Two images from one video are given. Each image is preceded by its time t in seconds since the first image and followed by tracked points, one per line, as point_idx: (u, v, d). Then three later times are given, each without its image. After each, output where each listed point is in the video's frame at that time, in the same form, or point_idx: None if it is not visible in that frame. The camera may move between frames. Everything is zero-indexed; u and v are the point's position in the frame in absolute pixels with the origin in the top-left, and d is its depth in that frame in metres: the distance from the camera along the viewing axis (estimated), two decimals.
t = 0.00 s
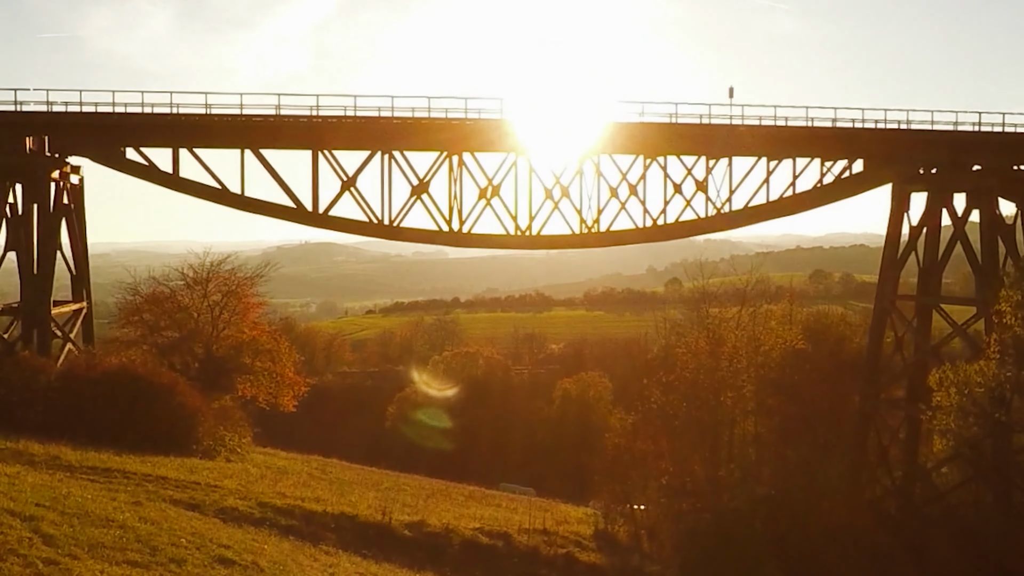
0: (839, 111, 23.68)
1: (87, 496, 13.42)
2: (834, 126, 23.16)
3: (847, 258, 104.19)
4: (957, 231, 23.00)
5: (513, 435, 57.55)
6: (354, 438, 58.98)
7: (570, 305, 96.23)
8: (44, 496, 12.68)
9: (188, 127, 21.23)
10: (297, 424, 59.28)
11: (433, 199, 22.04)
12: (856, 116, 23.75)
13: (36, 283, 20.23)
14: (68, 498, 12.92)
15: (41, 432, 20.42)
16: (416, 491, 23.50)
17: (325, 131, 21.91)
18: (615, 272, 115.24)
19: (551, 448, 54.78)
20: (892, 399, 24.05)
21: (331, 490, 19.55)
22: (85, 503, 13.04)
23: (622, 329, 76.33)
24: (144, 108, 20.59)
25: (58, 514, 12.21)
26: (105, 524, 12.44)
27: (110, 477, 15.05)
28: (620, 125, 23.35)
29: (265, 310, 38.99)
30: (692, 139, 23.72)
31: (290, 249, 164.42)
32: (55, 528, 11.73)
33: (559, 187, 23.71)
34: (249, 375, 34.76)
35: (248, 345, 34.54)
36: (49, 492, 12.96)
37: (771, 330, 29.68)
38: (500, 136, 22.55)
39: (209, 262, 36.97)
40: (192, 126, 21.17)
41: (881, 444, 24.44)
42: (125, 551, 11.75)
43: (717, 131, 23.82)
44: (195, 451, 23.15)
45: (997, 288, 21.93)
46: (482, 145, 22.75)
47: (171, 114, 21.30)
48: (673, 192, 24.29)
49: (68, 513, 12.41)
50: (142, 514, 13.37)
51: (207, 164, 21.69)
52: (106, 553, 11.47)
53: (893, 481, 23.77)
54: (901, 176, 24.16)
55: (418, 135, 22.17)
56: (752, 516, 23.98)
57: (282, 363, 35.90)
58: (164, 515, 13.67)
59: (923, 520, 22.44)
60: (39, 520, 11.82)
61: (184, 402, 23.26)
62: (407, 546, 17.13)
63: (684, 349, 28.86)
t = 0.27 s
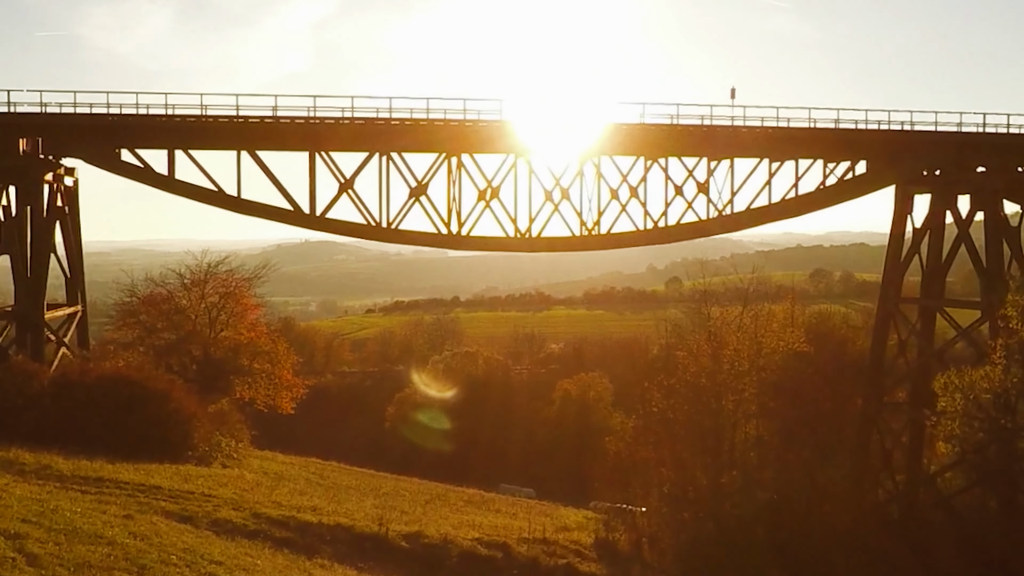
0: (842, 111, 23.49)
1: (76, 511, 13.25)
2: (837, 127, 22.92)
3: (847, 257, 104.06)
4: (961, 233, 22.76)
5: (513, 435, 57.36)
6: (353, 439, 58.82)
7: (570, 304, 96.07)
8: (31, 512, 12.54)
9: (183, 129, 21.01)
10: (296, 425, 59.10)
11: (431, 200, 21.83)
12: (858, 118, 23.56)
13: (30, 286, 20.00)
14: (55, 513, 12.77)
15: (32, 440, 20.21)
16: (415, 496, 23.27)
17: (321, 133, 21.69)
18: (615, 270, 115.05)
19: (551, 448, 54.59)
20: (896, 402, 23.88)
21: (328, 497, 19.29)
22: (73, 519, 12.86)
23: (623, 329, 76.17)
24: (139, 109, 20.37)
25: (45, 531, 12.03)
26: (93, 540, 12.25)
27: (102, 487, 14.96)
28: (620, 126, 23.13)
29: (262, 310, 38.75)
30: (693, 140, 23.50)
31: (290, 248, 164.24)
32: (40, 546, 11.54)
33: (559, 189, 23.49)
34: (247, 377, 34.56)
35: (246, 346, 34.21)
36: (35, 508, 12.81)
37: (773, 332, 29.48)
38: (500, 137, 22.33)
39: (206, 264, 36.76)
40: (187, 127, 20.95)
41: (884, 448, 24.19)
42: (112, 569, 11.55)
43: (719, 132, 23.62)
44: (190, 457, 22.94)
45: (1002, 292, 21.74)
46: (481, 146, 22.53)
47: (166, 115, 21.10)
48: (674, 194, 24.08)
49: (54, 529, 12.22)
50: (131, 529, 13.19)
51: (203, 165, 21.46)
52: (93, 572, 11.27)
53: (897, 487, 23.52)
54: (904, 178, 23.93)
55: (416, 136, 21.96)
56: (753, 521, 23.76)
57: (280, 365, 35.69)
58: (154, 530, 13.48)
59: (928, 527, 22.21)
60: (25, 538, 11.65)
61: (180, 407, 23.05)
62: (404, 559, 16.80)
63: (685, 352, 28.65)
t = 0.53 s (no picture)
0: (846, 113, 23.26)
1: (65, 528, 13.14)
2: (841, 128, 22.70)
3: (848, 254, 103.89)
4: (966, 237, 22.50)
5: (513, 435, 57.15)
6: (353, 440, 58.67)
7: (571, 302, 95.87)
8: (18, 530, 12.45)
9: (179, 131, 20.79)
10: (295, 426, 58.96)
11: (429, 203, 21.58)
12: (861, 120, 23.35)
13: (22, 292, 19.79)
14: (43, 531, 12.67)
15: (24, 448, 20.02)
16: (414, 502, 23.05)
17: (318, 135, 21.45)
18: (616, 268, 114.89)
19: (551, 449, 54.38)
20: (899, 407, 23.66)
21: (326, 505, 19.03)
22: (61, 536, 12.75)
23: (623, 328, 76.05)
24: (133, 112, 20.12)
25: (30, 551, 11.90)
26: (79, 560, 12.06)
27: (93, 500, 14.92)
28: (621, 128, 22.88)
29: (261, 312, 38.49)
30: (693, 143, 23.29)
31: (290, 245, 164.04)
32: (24, 567, 11.39)
33: (559, 191, 23.24)
34: (245, 380, 34.32)
35: (244, 348, 33.98)
36: (23, 526, 12.70)
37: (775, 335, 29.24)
38: (499, 140, 22.08)
39: (204, 265, 36.48)
40: (183, 130, 20.72)
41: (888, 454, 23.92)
42: None
43: (720, 133, 23.38)
44: (185, 464, 22.69)
45: (1008, 296, 21.50)
46: (480, 148, 22.26)
47: (161, 117, 20.86)
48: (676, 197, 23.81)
49: (39, 549, 12.09)
50: (121, 546, 13.08)
51: (198, 168, 21.23)
52: None
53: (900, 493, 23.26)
54: (908, 181, 23.69)
55: (415, 139, 21.76)
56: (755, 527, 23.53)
57: (279, 367, 35.34)
58: (144, 547, 13.34)
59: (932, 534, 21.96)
60: (10, 560, 11.51)
61: (176, 412, 22.82)
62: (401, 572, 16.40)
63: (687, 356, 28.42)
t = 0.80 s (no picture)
0: (848, 115, 23.05)
1: (50, 549, 12.96)
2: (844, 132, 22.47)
3: (849, 252, 103.73)
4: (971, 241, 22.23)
5: (513, 436, 56.98)
6: (352, 441, 58.53)
7: (571, 301, 95.70)
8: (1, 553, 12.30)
9: (175, 135, 20.57)
10: (294, 428, 58.85)
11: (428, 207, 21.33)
12: (863, 123, 23.18)
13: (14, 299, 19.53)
14: (29, 553, 12.52)
15: (16, 458, 19.83)
16: (413, 510, 22.83)
17: (316, 139, 21.21)
18: (616, 267, 114.73)
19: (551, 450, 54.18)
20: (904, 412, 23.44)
21: (323, 517, 18.74)
22: (45, 557, 12.59)
23: (622, 328, 75.91)
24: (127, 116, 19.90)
25: None
26: None
27: (83, 518, 14.81)
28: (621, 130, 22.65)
29: (259, 314, 38.17)
30: (695, 146, 23.08)
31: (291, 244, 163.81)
32: None
33: (559, 195, 23.01)
34: (244, 383, 34.09)
35: (242, 352, 33.82)
36: (7, 550, 12.53)
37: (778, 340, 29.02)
38: (499, 144, 21.85)
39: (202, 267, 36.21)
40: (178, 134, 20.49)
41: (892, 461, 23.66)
42: None
43: (722, 137, 23.16)
44: (181, 473, 22.49)
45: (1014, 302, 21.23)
46: (480, 152, 22.02)
47: (157, 121, 20.67)
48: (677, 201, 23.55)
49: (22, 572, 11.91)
50: (108, 567, 12.89)
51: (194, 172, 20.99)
52: None
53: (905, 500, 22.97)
54: (912, 185, 23.46)
55: (414, 143, 21.53)
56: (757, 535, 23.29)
57: (278, 371, 34.85)
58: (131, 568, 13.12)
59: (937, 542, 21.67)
60: None
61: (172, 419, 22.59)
62: None
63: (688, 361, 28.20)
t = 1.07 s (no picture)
0: (853, 118, 22.75)
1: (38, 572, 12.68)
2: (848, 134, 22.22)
3: (850, 250, 103.62)
4: (978, 245, 21.96)
5: (513, 436, 56.63)
6: (352, 442, 58.37)
7: (571, 299, 95.49)
8: None
9: (170, 140, 20.33)
10: (293, 429, 58.74)
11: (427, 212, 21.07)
12: (867, 126, 22.90)
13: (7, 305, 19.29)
14: None
15: (9, 470, 19.51)
16: (412, 518, 22.57)
17: (312, 143, 20.96)
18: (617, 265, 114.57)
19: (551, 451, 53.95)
20: (909, 419, 23.16)
21: (320, 530, 18.44)
22: None
23: (623, 327, 75.81)
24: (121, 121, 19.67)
25: None
26: None
27: (74, 537, 14.58)
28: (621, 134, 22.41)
29: (257, 316, 37.92)
30: (697, 150, 22.82)
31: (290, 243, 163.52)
32: None
33: (560, 199, 22.75)
34: (242, 386, 33.84)
35: (240, 355, 33.58)
36: None
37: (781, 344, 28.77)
38: (498, 147, 21.59)
39: (199, 270, 35.99)
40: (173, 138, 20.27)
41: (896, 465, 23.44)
42: None
43: (725, 140, 22.90)
44: (178, 481, 22.26)
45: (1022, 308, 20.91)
46: (479, 156, 21.75)
47: (151, 125, 20.35)
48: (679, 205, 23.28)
49: None
50: None
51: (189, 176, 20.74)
52: None
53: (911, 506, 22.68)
54: (917, 189, 23.16)
55: (413, 147, 21.29)
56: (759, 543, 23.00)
57: (276, 374, 34.62)
58: None
59: (943, 551, 21.35)
60: None
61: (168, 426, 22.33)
62: None
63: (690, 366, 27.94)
